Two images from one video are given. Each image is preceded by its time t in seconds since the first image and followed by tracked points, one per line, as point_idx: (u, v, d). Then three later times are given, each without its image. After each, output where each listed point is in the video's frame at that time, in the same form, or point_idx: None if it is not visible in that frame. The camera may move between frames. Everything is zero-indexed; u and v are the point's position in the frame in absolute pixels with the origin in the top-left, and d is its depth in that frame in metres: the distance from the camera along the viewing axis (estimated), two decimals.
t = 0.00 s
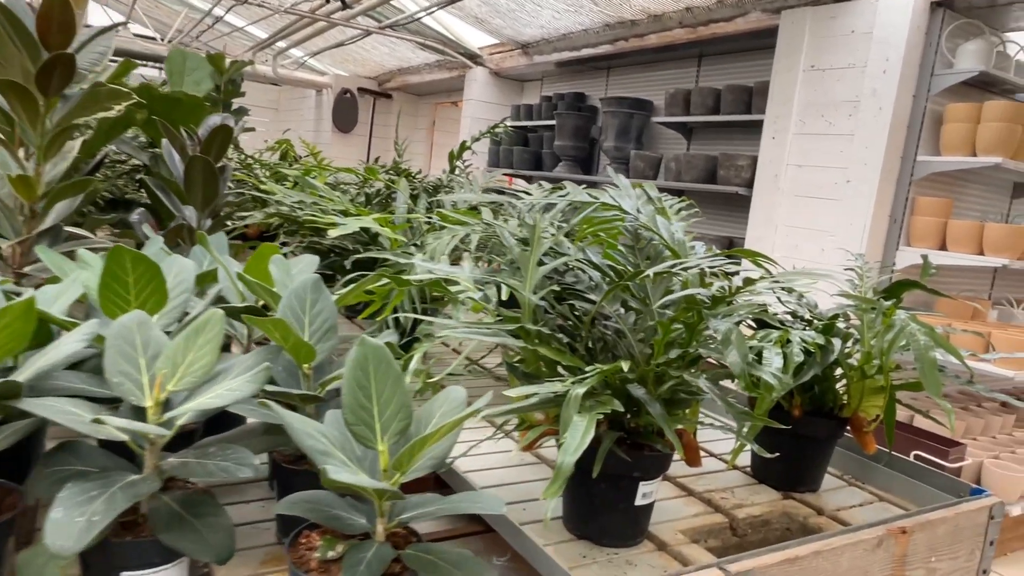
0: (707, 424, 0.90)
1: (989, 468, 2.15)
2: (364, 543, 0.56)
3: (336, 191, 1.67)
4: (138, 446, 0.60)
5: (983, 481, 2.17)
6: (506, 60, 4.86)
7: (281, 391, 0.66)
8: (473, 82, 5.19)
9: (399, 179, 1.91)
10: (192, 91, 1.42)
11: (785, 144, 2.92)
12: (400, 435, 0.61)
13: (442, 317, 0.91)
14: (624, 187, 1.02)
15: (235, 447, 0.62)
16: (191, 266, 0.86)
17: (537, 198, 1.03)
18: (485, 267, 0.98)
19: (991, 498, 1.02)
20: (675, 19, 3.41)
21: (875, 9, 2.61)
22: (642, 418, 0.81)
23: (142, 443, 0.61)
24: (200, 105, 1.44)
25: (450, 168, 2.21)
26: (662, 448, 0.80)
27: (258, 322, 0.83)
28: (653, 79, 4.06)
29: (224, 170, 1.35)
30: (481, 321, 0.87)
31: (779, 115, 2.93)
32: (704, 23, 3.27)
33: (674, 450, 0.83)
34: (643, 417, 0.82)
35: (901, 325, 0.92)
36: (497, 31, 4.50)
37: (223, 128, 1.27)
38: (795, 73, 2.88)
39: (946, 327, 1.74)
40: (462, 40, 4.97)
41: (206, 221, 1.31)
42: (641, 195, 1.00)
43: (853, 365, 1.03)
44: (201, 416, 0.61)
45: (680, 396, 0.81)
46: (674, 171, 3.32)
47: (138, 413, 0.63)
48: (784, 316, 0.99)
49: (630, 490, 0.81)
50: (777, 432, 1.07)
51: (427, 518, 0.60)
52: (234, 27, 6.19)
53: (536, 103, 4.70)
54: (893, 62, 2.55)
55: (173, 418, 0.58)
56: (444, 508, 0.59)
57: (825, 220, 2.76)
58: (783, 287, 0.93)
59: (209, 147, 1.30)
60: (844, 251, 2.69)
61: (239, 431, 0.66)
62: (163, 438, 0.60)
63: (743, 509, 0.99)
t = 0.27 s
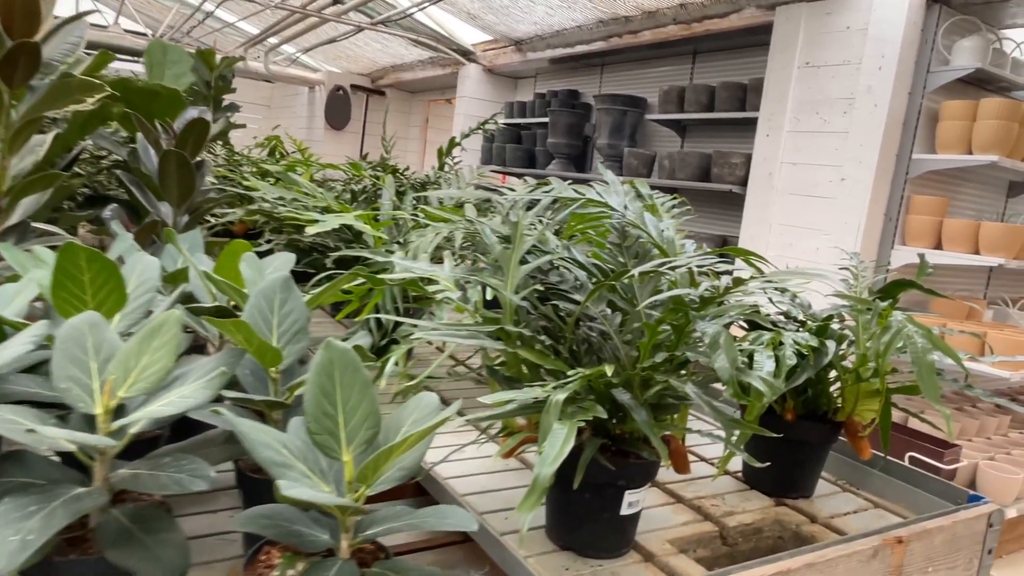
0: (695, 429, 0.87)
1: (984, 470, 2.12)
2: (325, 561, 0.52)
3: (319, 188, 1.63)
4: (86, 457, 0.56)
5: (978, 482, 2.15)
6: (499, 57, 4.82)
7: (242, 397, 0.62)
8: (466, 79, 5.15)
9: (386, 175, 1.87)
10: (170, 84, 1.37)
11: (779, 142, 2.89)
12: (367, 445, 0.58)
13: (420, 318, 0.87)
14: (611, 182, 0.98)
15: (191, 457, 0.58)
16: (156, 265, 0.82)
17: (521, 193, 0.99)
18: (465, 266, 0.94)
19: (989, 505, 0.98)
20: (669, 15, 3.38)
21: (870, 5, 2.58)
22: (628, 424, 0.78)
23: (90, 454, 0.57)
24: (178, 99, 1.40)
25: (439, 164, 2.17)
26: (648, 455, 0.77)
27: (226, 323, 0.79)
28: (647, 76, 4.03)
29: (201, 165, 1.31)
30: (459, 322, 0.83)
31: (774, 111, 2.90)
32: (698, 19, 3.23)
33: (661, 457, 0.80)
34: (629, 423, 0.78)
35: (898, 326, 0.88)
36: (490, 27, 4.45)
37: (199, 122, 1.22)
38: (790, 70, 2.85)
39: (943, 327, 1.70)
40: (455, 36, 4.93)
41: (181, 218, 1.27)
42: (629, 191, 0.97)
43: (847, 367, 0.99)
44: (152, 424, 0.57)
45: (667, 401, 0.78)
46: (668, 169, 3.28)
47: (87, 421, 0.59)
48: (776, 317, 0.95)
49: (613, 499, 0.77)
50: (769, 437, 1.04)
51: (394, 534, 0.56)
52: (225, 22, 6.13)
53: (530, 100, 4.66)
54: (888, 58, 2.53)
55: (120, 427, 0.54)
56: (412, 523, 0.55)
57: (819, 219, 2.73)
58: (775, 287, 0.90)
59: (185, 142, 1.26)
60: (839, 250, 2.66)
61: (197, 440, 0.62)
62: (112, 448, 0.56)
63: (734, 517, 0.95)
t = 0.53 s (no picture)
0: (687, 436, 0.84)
1: (981, 473, 2.10)
2: None
3: (307, 187, 1.60)
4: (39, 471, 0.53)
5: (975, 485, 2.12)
6: (495, 55, 4.78)
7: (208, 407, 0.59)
8: (462, 78, 5.12)
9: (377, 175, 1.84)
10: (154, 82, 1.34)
11: (776, 141, 2.86)
12: (337, 459, 0.55)
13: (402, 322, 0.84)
14: (601, 182, 0.95)
15: (154, 471, 0.55)
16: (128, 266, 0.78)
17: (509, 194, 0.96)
18: (450, 268, 0.91)
19: (990, 515, 0.96)
20: (665, 13, 3.35)
21: (868, 4, 2.55)
22: (617, 433, 0.75)
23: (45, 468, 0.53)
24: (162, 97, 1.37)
25: (431, 163, 2.14)
26: (637, 466, 0.73)
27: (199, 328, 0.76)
28: (643, 75, 4.00)
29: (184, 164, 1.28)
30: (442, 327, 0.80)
31: (771, 110, 2.87)
32: (694, 17, 3.21)
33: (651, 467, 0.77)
34: (617, 432, 0.75)
35: (897, 331, 0.85)
36: (485, 25, 4.42)
37: (181, 119, 1.19)
38: (786, 68, 2.83)
39: (941, 329, 1.68)
40: (450, 34, 4.89)
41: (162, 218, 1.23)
42: (620, 190, 0.94)
43: (844, 372, 0.97)
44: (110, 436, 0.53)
45: (657, 409, 0.75)
46: (664, 168, 3.25)
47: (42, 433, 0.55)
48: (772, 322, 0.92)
49: (602, 510, 0.75)
50: (764, 443, 1.01)
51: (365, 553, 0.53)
52: (219, 20, 6.08)
53: (525, 99, 4.63)
54: (886, 57, 2.50)
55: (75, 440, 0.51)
56: (384, 543, 0.52)
57: (816, 219, 2.71)
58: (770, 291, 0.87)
59: (167, 139, 1.23)
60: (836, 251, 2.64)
61: (162, 452, 0.59)
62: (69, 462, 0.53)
63: (727, 526, 0.92)
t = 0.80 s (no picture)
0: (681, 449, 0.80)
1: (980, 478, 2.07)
2: None
3: (294, 187, 1.56)
4: None
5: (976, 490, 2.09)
6: (491, 54, 4.75)
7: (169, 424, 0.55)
8: (457, 77, 5.08)
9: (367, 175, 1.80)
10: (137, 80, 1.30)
11: (774, 141, 2.83)
12: (305, 481, 0.51)
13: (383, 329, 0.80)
14: (593, 183, 0.92)
15: (108, 493, 0.51)
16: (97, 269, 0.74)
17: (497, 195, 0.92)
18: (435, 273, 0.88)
19: (995, 529, 0.93)
20: (662, 12, 3.32)
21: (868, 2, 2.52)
22: (607, 447, 0.71)
23: None
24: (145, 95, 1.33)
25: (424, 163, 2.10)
26: (629, 483, 0.69)
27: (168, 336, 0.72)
28: (640, 74, 3.97)
29: (165, 164, 1.24)
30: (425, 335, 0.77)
31: (769, 110, 2.84)
32: (692, 15, 3.17)
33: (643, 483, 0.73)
34: (608, 446, 0.71)
35: (901, 340, 0.82)
36: (481, 23, 4.38)
37: (160, 117, 1.16)
38: (785, 67, 2.79)
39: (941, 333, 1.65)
40: (446, 33, 4.86)
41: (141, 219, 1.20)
42: (613, 192, 0.90)
43: (845, 381, 0.93)
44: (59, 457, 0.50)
45: (650, 422, 0.71)
46: (661, 168, 3.21)
47: None
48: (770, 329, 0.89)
49: (592, 528, 0.71)
50: (763, 454, 0.98)
51: None
52: (214, 18, 6.04)
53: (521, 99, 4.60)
54: (886, 56, 2.46)
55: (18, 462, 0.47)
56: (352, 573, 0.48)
57: (815, 220, 2.68)
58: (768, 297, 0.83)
59: (146, 138, 1.19)
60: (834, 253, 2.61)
61: (121, 471, 0.56)
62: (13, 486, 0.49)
63: (723, 542, 0.89)
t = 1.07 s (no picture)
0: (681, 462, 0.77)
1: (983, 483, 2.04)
2: None
3: (285, 188, 1.53)
4: None
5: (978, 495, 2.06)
6: (489, 54, 4.72)
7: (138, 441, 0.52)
8: (455, 77, 5.05)
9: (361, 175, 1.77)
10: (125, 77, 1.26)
11: (774, 142, 2.80)
12: (281, 504, 0.48)
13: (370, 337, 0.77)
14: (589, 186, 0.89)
15: (73, 515, 0.48)
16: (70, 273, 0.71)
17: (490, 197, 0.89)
18: (426, 277, 0.85)
19: (1005, 543, 0.91)
20: (661, 11, 3.29)
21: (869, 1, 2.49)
22: (603, 462, 0.68)
23: None
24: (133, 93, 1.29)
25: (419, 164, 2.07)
26: (626, 500, 0.66)
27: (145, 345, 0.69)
28: (639, 74, 3.94)
29: (151, 165, 1.21)
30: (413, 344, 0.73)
31: (768, 110, 2.81)
32: (690, 15, 3.15)
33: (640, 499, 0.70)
34: (604, 460, 0.68)
35: (908, 349, 0.79)
36: (479, 23, 4.35)
37: (146, 117, 1.12)
38: (784, 67, 2.77)
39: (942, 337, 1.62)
40: (444, 32, 4.83)
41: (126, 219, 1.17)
42: (609, 194, 0.87)
43: (849, 390, 0.91)
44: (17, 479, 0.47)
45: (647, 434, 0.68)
46: (660, 169, 3.19)
47: None
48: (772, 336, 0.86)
49: (588, 546, 0.68)
50: (766, 464, 0.95)
51: None
52: (210, 17, 6.00)
53: (519, 99, 4.57)
54: (887, 56, 2.44)
55: None
56: None
57: (815, 222, 2.65)
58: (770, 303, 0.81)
59: (131, 136, 1.15)
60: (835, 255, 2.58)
61: (89, 491, 0.53)
62: None
63: (724, 556, 0.86)
